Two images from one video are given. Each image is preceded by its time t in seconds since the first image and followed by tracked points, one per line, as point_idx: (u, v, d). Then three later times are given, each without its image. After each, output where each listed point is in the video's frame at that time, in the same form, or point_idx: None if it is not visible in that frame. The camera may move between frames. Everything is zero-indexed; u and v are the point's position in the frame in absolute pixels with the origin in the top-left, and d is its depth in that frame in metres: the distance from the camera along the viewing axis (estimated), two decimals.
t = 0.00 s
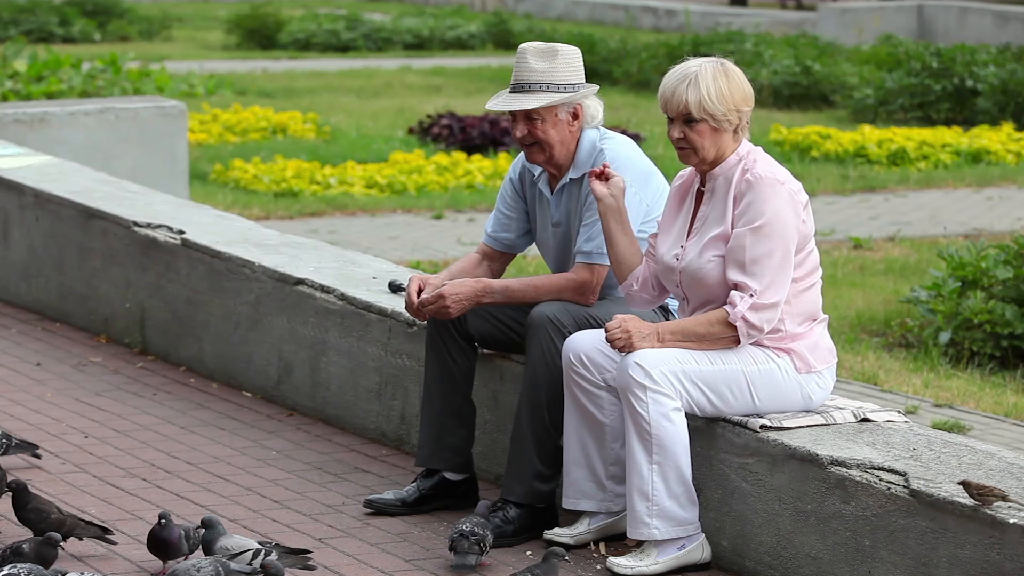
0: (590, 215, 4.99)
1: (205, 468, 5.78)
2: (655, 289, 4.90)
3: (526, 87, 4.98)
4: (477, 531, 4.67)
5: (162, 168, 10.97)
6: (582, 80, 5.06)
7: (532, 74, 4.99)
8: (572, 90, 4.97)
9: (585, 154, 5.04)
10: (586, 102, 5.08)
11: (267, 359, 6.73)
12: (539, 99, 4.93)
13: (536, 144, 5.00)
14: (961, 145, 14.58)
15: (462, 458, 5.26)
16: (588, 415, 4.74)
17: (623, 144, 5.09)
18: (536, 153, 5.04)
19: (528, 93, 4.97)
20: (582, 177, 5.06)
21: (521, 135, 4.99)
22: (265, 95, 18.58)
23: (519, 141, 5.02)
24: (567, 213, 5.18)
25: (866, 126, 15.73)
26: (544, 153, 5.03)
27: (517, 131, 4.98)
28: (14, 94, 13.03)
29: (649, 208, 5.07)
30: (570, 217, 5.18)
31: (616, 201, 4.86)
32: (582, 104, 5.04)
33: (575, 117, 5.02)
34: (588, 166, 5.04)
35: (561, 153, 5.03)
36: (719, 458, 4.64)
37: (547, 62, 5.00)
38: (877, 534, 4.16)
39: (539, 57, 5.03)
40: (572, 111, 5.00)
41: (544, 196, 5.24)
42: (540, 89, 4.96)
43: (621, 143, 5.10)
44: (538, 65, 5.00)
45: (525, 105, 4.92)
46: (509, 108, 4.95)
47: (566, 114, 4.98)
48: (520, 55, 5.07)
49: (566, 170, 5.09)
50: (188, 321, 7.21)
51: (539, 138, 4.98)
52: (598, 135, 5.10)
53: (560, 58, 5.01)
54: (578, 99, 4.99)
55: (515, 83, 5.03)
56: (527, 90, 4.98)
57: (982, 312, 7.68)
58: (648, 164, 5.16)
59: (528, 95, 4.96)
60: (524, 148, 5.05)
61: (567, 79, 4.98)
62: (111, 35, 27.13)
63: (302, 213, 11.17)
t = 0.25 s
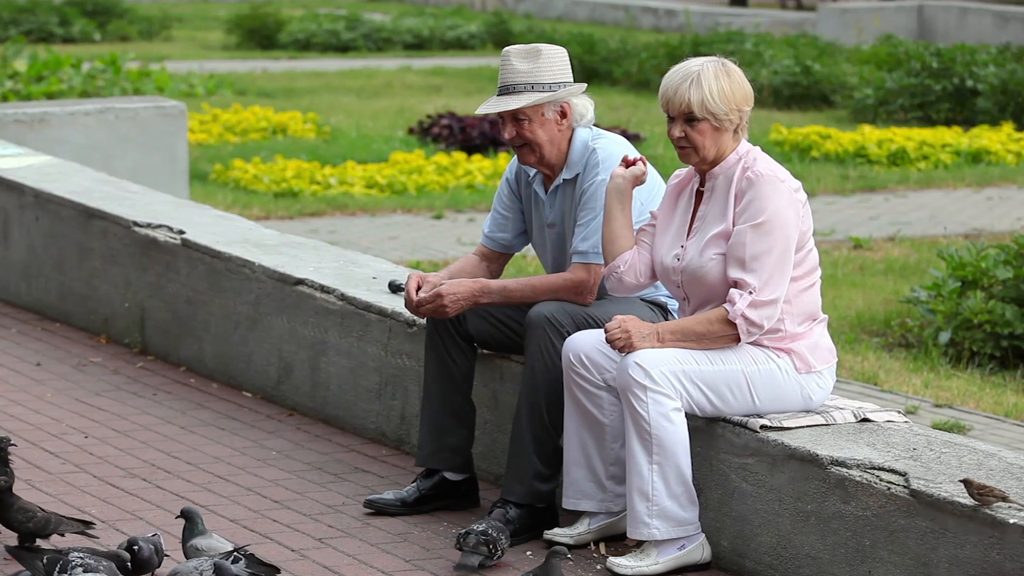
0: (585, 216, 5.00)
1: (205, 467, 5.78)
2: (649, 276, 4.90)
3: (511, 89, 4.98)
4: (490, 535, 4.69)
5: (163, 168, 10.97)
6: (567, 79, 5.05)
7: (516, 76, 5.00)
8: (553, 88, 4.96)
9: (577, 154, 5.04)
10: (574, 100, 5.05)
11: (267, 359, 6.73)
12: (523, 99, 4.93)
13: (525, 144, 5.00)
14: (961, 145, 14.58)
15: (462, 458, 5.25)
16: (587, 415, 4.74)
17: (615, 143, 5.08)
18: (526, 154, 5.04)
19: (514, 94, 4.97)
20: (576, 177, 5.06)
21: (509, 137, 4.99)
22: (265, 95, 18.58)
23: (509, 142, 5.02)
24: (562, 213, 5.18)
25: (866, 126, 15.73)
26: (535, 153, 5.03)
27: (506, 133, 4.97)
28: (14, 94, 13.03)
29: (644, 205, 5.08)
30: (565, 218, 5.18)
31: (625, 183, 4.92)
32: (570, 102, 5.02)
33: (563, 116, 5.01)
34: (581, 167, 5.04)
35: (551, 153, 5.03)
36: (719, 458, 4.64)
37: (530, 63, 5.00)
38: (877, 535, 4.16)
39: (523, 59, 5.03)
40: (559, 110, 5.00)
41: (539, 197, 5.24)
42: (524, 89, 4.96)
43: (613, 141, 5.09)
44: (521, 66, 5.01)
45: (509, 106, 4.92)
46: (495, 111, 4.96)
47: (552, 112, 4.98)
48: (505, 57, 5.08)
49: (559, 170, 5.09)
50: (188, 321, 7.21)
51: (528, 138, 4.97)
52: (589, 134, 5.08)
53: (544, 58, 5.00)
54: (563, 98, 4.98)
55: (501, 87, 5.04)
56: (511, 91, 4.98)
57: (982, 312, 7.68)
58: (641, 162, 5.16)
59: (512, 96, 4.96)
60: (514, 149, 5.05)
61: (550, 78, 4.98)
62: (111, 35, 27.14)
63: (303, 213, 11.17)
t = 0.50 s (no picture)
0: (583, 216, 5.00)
1: (205, 467, 5.78)
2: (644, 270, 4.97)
3: (509, 89, 4.98)
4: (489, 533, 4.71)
5: (163, 168, 10.97)
6: (565, 79, 5.04)
7: (513, 76, 5.00)
8: (545, 88, 4.95)
9: (577, 154, 5.04)
10: (573, 100, 5.00)
11: (267, 359, 6.73)
12: (521, 99, 4.93)
13: (525, 145, 5.01)
14: (961, 145, 14.58)
15: (462, 458, 5.25)
16: (587, 416, 4.74)
17: (615, 142, 5.07)
18: (526, 154, 5.05)
19: (511, 94, 4.97)
20: (576, 176, 5.06)
21: (509, 138, 4.99)
22: (265, 95, 18.59)
23: (508, 143, 5.03)
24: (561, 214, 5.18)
25: (866, 126, 15.73)
26: (534, 153, 5.04)
27: (505, 133, 4.98)
28: (13, 94, 13.04)
29: (643, 205, 5.07)
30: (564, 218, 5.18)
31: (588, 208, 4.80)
32: (568, 101, 5.00)
33: (562, 115, 5.00)
34: (581, 167, 5.04)
35: (551, 153, 5.04)
36: (719, 458, 4.64)
37: (528, 63, 5.00)
38: (877, 534, 4.16)
39: (520, 59, 5.03)
40: (558, 109, 4.99)
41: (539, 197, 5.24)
42: (521, 89, 4.95)
43: (613, 141, 5.08)
44: (519, 66, 5.01)
45: (507, 106, 4.92)
46: (493, 112, 4.97)
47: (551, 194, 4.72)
48: (504, 57, 5.08)
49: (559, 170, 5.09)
50: (188, 321, 7.21)
51: (526, 138, 4.98)
52: (589, 134, 5.06)
53: (541, 58, 5.00)
54: (561, 96, 4.97)
55: (499, 87, 5.04)
56: (509, 91, 4.98)
57: (982, 312, 7.68)
58: (641, 161, 5.16)
59: (510, 95, 4.96)
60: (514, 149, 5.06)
61: (546, 78, 4.97)
62: (111, 35, 27.15)
63: (302, 213, 11.17)
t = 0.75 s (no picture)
0: (586, 216, 5.00)
1: (205, 468, 5.78)
2: (656, 287, 4.87)
3: (511, 89, 4.98)
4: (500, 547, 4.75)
5: (163, 168, 10.97)
6: (567, 79, 5.05)
7: (515, 77, 5.00)
8: (551, 89, 4.96)
9: (579, 154, 5.03)
10: (575, 101, 5.04)
11: (267, 359, 6.73)
12: (525, 99, 4.93)
13: (527, 145, 5.01)
14: (961, 145, 14.58)
15: (462, 458, 5.25)
16: (587, 416, 4.74)
17: (616, 143, 5.08)
18: (529, 154, 5.05)
19: (514, 95, 4.97)
20: (577, 177, 5.06)
21: (511, 138, 4.99)
22: (265, 95, 18.58)
23: (511, 144, 5.03)
24: (563, 214, 5.18)
25: (866, 126, 15.73)
26: (537, 154, 5.03)
27: (507, 134, 4.98)
28: (13, 94, 13.03)
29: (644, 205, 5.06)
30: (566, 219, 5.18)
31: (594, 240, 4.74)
32: (571, 102, 5.02)
33: (564, 116, 5.01)
34: (583, 167, 5.04)
35: (553, 153, 5.03)
36: (719, 458, 4.64)
37: (529, 63, 5.00)
38: (877, 535, 4.16)
39: (522, 59, 5.03)
40: (560, 109, 4.99)
41: (540, 198, 5.24)
42: (524, 89, 4.96)
43: (614, 141, 5.09)
44: (520, 66, 5.01)
45: (510, 106, 4.92)
46: (496, 113, 4.96)
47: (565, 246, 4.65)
48: (505, 58, 5.08)
49: (560, 171, 5.09)
50: (188, 321, 7.21)
51: (529, 139, 4.98)
52: (590, 134, 5.07)
53: (543, 59, 5.01)
54: (563, 97, 4.98)
55: (500, 88, 5.03)
56: (511, 92, 4.98)
57: (982, 313, 7.68)
58: (641, 161, 5.16)
59: (512, 96, 4.96)
60: (516, 150, 5.05)
61: (549, 78, 4.98)
62: (111, 35, 27.15)
63: (302, 214, 11.17)
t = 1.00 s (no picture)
0: (587, 216, 4.99)
1: (205, 468, 5.78)
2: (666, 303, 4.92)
3: (513, 90, 4.98)
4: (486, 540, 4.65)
5: (163, 168, 10.96)
6: (568, 80, 5.05)
7: (516, 78, 4.99)
8: (554, 90, 4.97)
9: (580, 155, 5.03)
10: (576, 101, 5.06)
11: (267, 359, 6.72)
12: (527, 100, 4.93)
13: (530, 146, 5.00)
14: (961, 145, 14.58)
15: (462, 458, 5.25)
16: (587, 416, 4.74)
17: (617, 144, 5.08)
18: (531, 156, 5.04)
19: (515, 96, 4.96)
20: (578, 177, 5.05)
21: (514, 140, 4.99)
22: (265, 95, 18.58)
23: (514, 145, 5.02)
24: (563, 214, 5.18)
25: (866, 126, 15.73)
26: (539, 155, 5.03)
27: (510, 135, 4.97)
28: (13, 94, 13.03)
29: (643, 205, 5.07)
30: (566, 219, 5.18)
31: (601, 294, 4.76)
32: (572, 103, 5.03)
33: (566, 116, 5.02)
34: (583, 167, 5.03)
35: (556, 154, 5.03)
36: (719, 458, 4.64)
37: (531, 64, 5.00)
38: (876, 535, 4.16)
39: (523, 60, 5.02)
40: (563, 110, 5.00)
41: (541, 198, 5.24)
42: (526, 90, 4.95)
43: (615, 142, 5.09)
44: (522, 67, 5.00)
45: (514, 107, 4.92)
46: (499, 113, 4.95)
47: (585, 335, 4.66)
48: (505, 59, 5.07)
49: (561, 172, 5.08)
50: (188, 321, 7.21)
51: (532, 140, 4.98)
52: (591, 135, 5.07)
53: (544, 60, 5.00)
54: (566, 97, 4.99)
55: (502, 89, 5.02)
56: (513, 93, 4.97)
57: (982, 312, 7.68)
58: (641, 162, 5.16)
59: (514, 97, 4.96)
60: (518, 151, 5.05)
61: (550, 79, 4.98)
62: (112, 35, 27.15)
63: (302, 214, 11.17)
